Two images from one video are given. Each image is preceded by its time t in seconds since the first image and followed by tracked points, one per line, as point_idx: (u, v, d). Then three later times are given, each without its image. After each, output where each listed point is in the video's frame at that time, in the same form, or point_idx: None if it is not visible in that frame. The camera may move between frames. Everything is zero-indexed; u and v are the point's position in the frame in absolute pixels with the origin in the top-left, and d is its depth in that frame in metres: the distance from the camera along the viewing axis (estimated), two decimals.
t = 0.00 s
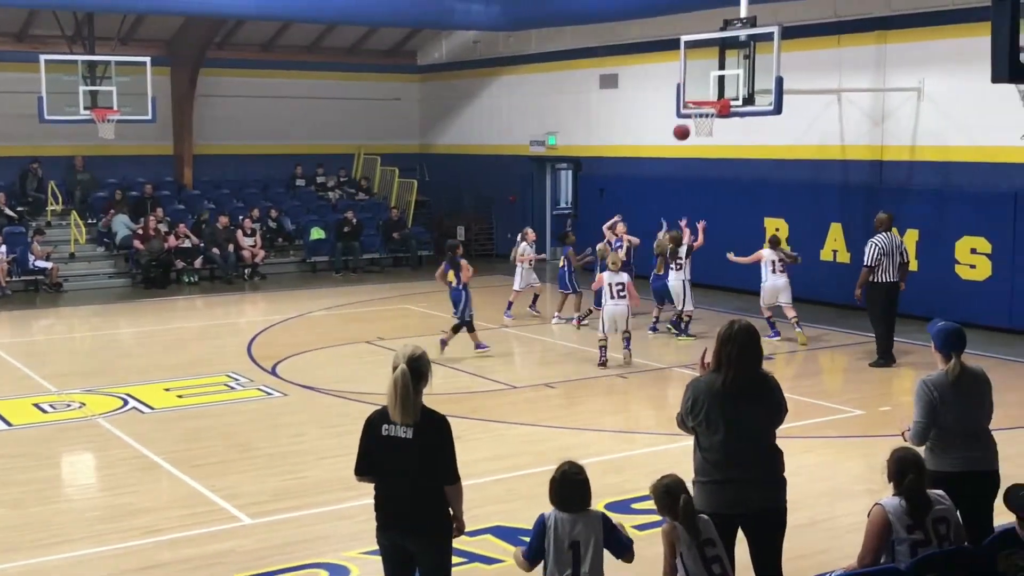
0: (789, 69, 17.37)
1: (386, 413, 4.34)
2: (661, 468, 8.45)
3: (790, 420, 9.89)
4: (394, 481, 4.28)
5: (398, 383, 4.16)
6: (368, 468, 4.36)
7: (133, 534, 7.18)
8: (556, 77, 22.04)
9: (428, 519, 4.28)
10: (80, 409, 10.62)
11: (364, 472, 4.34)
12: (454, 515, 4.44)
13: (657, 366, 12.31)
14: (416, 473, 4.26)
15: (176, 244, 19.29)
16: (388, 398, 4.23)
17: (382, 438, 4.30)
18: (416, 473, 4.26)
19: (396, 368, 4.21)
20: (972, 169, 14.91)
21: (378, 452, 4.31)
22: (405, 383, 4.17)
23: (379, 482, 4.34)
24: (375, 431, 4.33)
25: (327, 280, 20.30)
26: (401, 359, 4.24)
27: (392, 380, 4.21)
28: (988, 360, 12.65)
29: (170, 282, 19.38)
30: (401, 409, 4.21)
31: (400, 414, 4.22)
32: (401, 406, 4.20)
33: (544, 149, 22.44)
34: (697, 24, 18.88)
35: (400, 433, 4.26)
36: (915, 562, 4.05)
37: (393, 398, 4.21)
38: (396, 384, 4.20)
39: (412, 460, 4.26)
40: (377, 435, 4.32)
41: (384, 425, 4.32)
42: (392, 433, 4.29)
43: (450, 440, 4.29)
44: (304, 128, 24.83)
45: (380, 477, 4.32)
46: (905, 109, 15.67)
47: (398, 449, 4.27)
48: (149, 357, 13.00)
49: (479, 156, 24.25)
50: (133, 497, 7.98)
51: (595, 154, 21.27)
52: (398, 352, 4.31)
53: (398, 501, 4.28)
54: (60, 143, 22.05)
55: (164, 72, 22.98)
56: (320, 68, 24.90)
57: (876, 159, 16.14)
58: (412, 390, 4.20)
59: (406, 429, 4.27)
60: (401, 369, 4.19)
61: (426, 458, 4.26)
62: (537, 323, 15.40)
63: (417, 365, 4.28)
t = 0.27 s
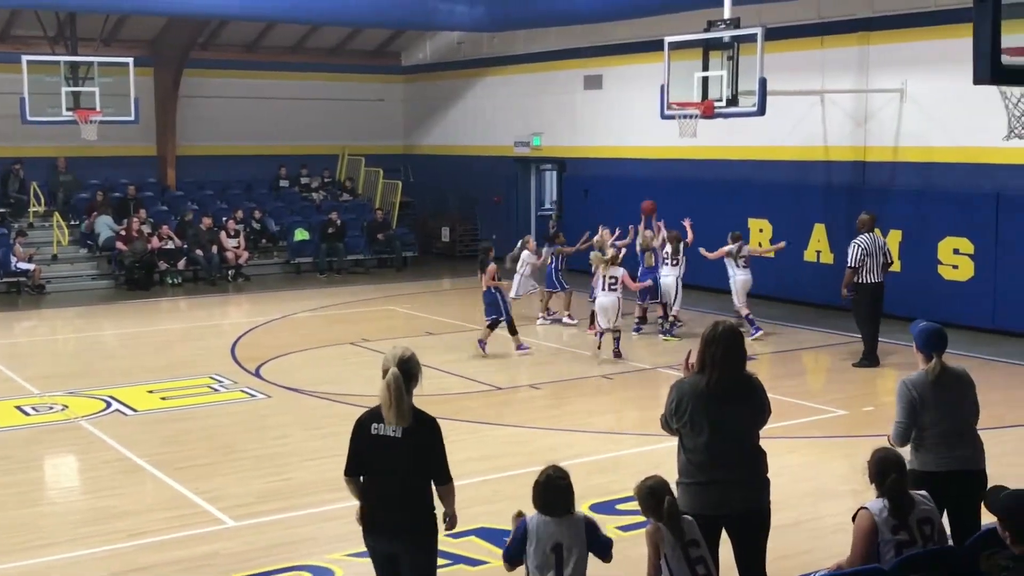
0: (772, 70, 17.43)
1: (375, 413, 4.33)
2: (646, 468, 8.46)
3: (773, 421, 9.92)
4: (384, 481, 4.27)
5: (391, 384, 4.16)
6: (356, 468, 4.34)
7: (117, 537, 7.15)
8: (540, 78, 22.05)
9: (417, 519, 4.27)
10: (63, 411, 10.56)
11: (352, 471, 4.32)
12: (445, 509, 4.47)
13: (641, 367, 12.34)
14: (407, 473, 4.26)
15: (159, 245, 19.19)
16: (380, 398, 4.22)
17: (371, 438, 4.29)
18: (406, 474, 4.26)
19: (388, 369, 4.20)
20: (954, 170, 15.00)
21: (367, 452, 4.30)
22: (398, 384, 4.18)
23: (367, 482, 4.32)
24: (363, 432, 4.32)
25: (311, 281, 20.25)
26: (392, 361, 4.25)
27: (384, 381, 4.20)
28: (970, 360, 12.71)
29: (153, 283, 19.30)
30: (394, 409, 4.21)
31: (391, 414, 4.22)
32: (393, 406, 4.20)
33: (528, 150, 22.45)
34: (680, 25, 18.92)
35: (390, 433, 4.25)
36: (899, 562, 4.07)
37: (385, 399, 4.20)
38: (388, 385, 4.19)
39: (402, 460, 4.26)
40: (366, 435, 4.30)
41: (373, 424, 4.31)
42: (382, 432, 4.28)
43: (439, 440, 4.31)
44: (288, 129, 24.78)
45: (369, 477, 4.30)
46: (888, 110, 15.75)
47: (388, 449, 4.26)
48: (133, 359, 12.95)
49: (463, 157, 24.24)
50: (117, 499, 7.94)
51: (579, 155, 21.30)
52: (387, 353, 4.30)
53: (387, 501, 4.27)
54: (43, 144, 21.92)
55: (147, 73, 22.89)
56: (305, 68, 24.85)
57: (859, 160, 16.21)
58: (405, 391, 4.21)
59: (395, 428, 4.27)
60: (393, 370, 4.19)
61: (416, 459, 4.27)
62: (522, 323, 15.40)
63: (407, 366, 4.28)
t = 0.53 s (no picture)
0: (757, 70, 17.48)
1: (347, 410, 4.30)
2: (632, 468, 8.47)
3: (759, 420, 9.94)
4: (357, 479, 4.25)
5: (360, 383, 4.11)
6: (330, 466, 4.32)
7: (101, 538, 7.11)
8: (526, 78, 22.05)
9: (390, 517, 4.27)
10: (48, 412, 10.51)
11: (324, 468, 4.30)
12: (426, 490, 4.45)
13: (627, 367, 12.36)
14: (378, 471, 4.24)
15: (144, 245, 19.11)
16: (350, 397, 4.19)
17: (342, 436, 4.27)
18: (378, 470, 4.24)
19: (357, 368, 4.16)
20: (938, 170, 15.05)
21: (339, 450, 4.28)
22: (367, 382, 4.14)
23: (340, 480, 4.31)
24: (336, 430, 4.29)
25: (297, 281, 20.19)
26: (361, 359, 4.21)
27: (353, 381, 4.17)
28: (955, 359, 12.76)
29: (138, 284, 19.22)
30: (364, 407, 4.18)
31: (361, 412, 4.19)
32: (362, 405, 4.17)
33: (514, 150, 22.44)
34: (665, 25, 18.95)
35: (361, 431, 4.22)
36: (884, 561, 4.08)
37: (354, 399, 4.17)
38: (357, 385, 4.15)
39: (374, 458, 4.23)
40: (338, 433, 4.28)
41: (344, 422, 4.28)
42: (353, 430, 4.26)
43: (410, 436, 4.28)
44: (274, 129, 24.72)
45: (342, 475, 4.29)
46: (872, 110, 15.80)
47: (359, 447, 4.24)
48: (118, 360, 12.90)
49: (449, 157, 24.22)
50: (101, 501, 7.91)
51: (565, 155, 21.30)
52: (357, 351, 4.25)
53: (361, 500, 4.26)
54: (27, 144, 21.79)
55: (131, 72, 22.80)
56: (290, 68, 24.80)
57: (844, 160, 16.27)
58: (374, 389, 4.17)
59: (366, 426, 4.24)
60: (361, 369, 4.14)
61: (388, 456, 4.24)
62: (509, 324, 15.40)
63: (376, 364, 4.23)
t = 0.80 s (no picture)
0: (746, 71, 17.52)
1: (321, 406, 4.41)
2: (622, 468, 8.48)
3: (748, 420, 9.96)
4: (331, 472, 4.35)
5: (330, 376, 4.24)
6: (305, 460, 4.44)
7: (89, 540, 7.09)
8: (516, 78, 22.06)
9: (361, 511, 4.36)
10: (36, 413, 10.48)
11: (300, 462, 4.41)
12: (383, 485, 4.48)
13: (617, 367, 12.38)
14: (350, 465, 4.33)
15: (133, 246, 19.04)
16: (322, 392, 4.30)
17: (316, 430, 4.38)
18: (352, 464, 4.34)
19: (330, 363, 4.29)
20: (927, 170, 15.11)
21: (315, 444, 4.38)
22: (337, 377, 4.27)
23: (315, 474, 4.41)
24: (310, 423, 4.41)
25: (287, 282, 20.15)
26: (336, 354, 4.33)
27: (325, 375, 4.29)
28: (944, 358, 12.81)
29: (127, 285, 19.17)
30: (332, 400, 4.29)
31: (332, 406, 4.30)
32: (333, 398, 4.28)
33: (504, 151, 22.42)
34: (654, 26, 18.98)
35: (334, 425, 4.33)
36: (873, 561, 4.09)
37: (327, 392, 4.28)
38: (330, 379, 4.27)
39: (348, 452, 4.33)
40: (312, 427, 4.40)
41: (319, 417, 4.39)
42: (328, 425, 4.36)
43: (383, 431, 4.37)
44: (265, 129, 24.68)
45: (315, 469, 4.40)
46: (861, 110, 15.85)
47: (333, 440, 4.34)
48: (107, 361, 12.86)
49: (439, 157, 24.21)
50: (90, 502, 7.89)
51: (555, 155, 21.31)
52: (332, 348, 4.38)
53: (332, 494, 4.36)
54: (15, 144, 21.71)
55: (120, 73, 22.73)
56: (279, 69, 24.77)
57: (833, 160, 16.32)
58: (344, 383, 4.29)
59: (340, 421, 4.34)
60: (334, 364, 4.28)
61: (359, 448, 4.34)
62: (499, 324, 15.40)
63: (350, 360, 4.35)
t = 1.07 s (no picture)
0: (737, 71, 17.56)
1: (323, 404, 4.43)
2: (613, 468, 8.49)
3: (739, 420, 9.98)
4: (329, 471, 4.37)
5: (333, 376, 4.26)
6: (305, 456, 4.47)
7: (79, 541, 7.07)
8: (507, 79, 22.07)
9: (359, 510, 4.37)
10: (26, 415, 10.44)
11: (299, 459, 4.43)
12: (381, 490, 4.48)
13: (608, 367, 12.40)
14: (348, 464, 4.35)
15: (123, 246, 19.04)
16: (324, 391, 4.32)
17: (316, 428, 4.40)
18: (352, 464, 4.35)
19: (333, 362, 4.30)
20: (917, 170, 15.15)
21: (315, 441, 4.41)
22: (340, 376, 4.28)
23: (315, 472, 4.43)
24: (311, 420, 4.43)
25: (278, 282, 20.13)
26: (340, 354, 4.35)
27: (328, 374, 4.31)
28: (934, 358, 12.85)
29: (118, 285, 19.13)
30: (333, 399, 4.31)
31: (332, 404, 4.32)
32: (335, 397, 4.29)
33: (496, 151, 22.42)
34: (645, 26, 19.00)
35: (334, 423, 4.35)
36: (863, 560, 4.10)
37: (328, 391, 4.29)
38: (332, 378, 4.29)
39: (348, 452, 4.34)
40: (313, 424, 4.42)
41: (320, 415, 4.41)
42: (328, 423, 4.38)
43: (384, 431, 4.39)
44: (256, 129, 24.65)
45: (314, 465, 4.42)
46: (852, 110, 15.88)
47: (333, 439, 4.36)
48: (97, 361, 12.82)
49: (430, 157, 24.21)
50: (80, 503, 7.86)
51: (547, 155, 21.32)
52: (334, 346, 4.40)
53: (329, 492, 4.38)
54: (5, 145, 21.63)
55: (111, 73, 22.67)
56: (270, 69, 24.74)
57: (824, 160, 16.36)
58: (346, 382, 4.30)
59: (340, 420, 4.35)
60: (338, 363, 4.29)
61: (358, 448, 4.35)
62: (490, 324, 15.41)
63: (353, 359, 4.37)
